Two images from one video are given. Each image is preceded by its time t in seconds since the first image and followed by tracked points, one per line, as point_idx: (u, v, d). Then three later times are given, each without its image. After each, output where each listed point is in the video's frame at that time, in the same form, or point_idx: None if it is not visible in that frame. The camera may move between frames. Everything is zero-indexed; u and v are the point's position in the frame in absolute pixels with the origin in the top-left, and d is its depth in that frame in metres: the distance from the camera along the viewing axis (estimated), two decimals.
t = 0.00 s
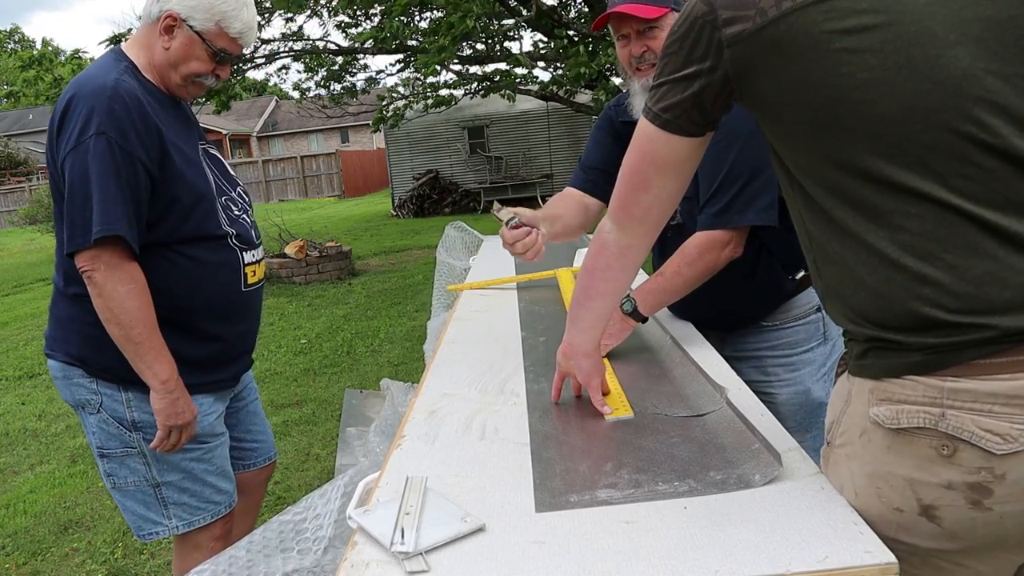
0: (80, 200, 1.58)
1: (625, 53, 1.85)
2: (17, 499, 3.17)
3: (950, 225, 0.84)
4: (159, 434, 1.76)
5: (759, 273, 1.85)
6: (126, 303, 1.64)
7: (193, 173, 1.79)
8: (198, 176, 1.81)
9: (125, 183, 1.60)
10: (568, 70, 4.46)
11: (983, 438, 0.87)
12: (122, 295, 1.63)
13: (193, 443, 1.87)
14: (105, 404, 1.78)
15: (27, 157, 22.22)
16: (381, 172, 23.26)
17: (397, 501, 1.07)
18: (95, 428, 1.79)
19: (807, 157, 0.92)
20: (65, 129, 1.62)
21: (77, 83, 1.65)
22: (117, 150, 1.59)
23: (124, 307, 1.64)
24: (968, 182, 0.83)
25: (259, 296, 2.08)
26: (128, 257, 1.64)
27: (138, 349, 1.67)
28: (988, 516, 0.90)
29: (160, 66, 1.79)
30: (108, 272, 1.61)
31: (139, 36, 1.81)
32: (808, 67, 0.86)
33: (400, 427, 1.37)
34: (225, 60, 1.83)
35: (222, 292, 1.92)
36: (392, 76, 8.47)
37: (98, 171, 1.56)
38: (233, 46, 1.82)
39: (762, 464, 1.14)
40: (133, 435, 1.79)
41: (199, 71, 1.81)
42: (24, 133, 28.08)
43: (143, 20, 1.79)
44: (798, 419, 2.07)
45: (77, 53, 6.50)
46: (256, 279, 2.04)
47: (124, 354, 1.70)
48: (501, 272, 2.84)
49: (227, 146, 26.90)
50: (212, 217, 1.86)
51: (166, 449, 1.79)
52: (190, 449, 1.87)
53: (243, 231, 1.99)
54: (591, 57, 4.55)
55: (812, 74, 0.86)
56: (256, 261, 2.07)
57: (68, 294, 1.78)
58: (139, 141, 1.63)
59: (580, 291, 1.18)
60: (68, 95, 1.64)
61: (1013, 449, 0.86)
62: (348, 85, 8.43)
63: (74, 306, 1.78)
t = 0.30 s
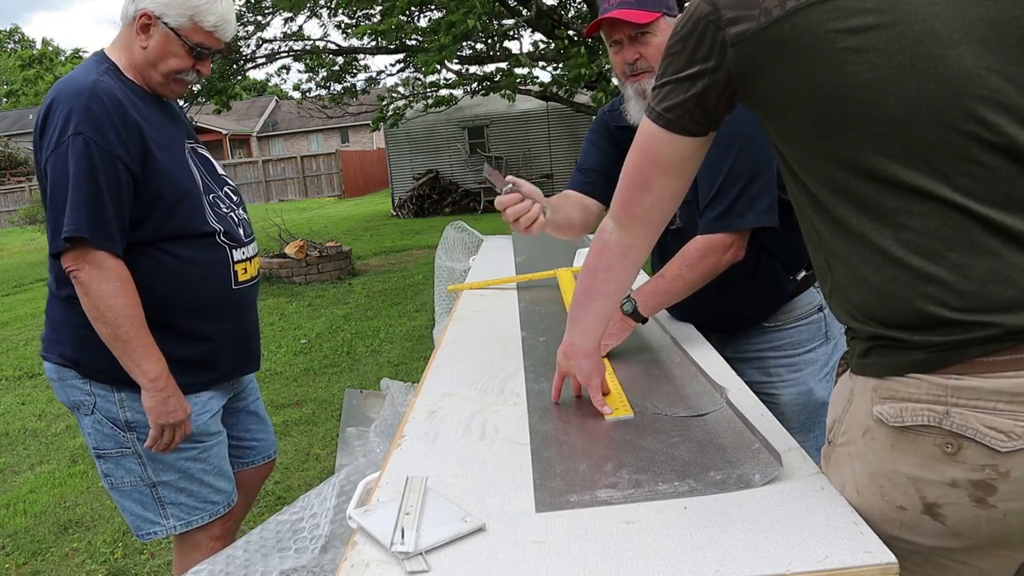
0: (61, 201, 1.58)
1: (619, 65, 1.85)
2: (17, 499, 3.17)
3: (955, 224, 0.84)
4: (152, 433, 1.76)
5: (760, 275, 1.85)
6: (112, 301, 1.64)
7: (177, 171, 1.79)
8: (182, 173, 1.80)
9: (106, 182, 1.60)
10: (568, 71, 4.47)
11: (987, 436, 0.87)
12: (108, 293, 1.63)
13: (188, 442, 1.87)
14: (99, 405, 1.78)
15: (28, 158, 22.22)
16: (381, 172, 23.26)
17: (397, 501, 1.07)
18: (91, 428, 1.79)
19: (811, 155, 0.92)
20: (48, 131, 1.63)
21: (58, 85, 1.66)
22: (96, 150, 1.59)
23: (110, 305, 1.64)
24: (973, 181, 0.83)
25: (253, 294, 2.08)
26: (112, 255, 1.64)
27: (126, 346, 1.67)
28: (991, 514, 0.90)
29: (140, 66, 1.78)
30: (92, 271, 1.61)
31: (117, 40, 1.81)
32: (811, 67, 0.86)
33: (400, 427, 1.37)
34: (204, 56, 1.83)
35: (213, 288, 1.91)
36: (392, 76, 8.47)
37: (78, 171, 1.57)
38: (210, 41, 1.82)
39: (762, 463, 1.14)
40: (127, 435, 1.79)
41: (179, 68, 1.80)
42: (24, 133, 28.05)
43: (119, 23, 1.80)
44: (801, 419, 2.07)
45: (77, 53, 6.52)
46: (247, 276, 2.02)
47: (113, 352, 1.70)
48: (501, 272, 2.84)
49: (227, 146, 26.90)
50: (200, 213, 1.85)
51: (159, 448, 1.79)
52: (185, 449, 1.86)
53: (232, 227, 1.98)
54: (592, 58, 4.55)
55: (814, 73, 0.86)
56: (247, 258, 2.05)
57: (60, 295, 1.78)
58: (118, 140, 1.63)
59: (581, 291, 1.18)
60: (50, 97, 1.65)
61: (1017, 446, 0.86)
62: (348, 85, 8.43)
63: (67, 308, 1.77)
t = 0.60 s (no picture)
0: (42, 203, 1.60)
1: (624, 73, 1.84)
2: (17, 499, 3.17)
3: (956, 222, 0.84)
4: (125, 433, 1.74)
5: (761, 277, 1.85)
6: (89, 300, 1.64)
7: (160, 169, 1.78)
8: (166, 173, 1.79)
9: (85, 183, 1.60)
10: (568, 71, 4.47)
11: (988, 435, 0.87)
12: (84, 292, 1.63)
13: (178, 438, 1.88)
14: (91, 400, 1.78)
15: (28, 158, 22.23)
16: (381, 172, 23.26)
17: (397, 501, 1.07)
18: (82, 424, 1.79)
19: (811, 154, 0.92)
20: (32, 134, 1.65)
21: (41, 89, 1.68)
22: (75, 151, 1.59)
23: (87, 304, 1.64)
24: (974, 180, 0.83)
25: (242, 287, 2.06)
26: (90, 254, 1.64)
27: (102, 346, 1.67)
28: (991, 513, 0.90)
29: (124, 64, 1.79)
30: (70, 270, 1.62)
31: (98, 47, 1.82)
32: (813, 66, 0.86)
33: (400, 427, 1.37)
34: (181, 35, 1.81)
35: (200, 284, 1.89)
36: (392, 76, 8.47)
37: (57, 173, 1.57)
38: (180, 20, 1.79)
39: (762, 463, 1.14)
40: (117, 431, 1.79)
41: (160, 55, 1.78)
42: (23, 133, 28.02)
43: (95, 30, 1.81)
44: (801, 420, 2.07)
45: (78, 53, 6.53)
46: (236, 272, 2.01)
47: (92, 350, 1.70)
48: (501, 273, 2.84)
49: (227, 146, 26.90)
50: (187, 211, 1.84)
51: (137, 449, 1.77)
52: (176, 444, 1.87)
53: (221, 224, 1.97)
54: (591, 58, 4.55)
55: (815, 73, 0.86)
56: (236, 255, 2.03)
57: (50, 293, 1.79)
58: (98, 141, 1.63)
59: (581, 291, 1.18)
60: (33, 102, 1.66)
61: (1018, 445, 0.86)
62: (349, 85, 8.44)
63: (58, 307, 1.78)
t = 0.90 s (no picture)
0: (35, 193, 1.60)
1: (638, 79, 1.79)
2: (17, 499, 3.17)
3: (956, 223, 0.84)
4: (113, 419, 1.74)
5: (767, 282, 1.87)
6: (80, 288, 1.64)
7: (153, 166, 1.79)
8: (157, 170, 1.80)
9: (80, 174, 1.60)
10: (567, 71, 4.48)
11: (987, 436, 0.87)
12: (76, 281, 1.63)
13: (163, 430, 1.86)
14: (78, 394, 1.78)
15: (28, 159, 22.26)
16: (381, 173, 23.27)
17: (398, 501, 1.08)
18: (72, 417, 1.80)
19: (810, 153, 0.92)
20: (28, 125, 1.65)
21: (40, 82, 1.68)
22: (71, 143, 1.60)
23: (78, 293, 1.64)
24: (973, 181, 0.83)
25: (224, 289, 2.06)
26: (82, 244, 1.64)
27: (93, 334, 1.67)
28: (991, 514, 0.90)
29: (117, 63, 1.80)
30: (62, 259, 1.62)
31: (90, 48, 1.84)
32: (811, 66, 0.86)
33: (400, 427, 1.37)
34: (170, 29, 1.82)
35: (185, 282, 1.89)
36: (392, 76, 8.47)
37: (52, 163, 1.57)
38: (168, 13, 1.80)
39: (762, 463, 1.14)
40: (104, 421, 1.80)
41: (151, 50, 1.80)
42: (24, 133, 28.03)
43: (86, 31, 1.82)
44: (804, 420, 2.07)
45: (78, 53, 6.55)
46: (220, 271, 2.01)
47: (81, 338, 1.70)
48: (501, 273, 2.84)
49: (227, 145, 26.88)
50: (177, 209, 1.85)
51: (126, 434, 1.78)
52: (163, 434, 1.86)
53: (208, 224, 1.97)
54: (591, 58, 4.55)
55: (813, 73, 0.86)
56: (221, 254, 2.03)
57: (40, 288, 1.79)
58: (95, 135, 1.64)
59: (580, 291, 1.18)
60: (31, 94, 1.67)
61: (1016, 446, 0.86)
62: (348, 85, 8.44)
63: (48, 303, 1.78)
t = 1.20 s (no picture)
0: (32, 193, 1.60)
1: (649, 84, 1.69)
2: (17, 499, 3.17)
3: (957, 223, 0.84)
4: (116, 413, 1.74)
5: (774, 288, 1.88)
6: (77, 287, 1.64)
7: (150, 172, 1.79)
8: (154, 176, 1.80)
9: (77, 177, 1.61)
10: (567, 72, 4.48)
11: (988, 436, 0.87)
12: (73, 280, 1.63)
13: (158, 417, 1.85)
14: (71, 390, 1.78)
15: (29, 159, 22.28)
16: (381, 173, 23.27)
17: (397, 501, 1.07)
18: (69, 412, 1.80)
19: (810, 153, 0.91)
20: (27, 125, 1.65)
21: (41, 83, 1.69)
22: (70, 145, 1.60)
23: (73, 292, 1.64)
24: (974, 181, 0.83)
25: (215, 294, 2.05)
26: (79, 245, 1.64)
27: (91, 332, 1.68)
28: (991, 514, 0.90)
29: (118, 67, 1.81)
30: (59, 258, 1.62)
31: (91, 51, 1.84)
32: (811, 66, 0.86)
33: (400, 427, 1.37)
34: (171, 33, 1.82)
35: (175, 287, 1.89)
36: (392, 76, 8.47)
37: (50, 164, 1.58)
38: (170, 17, 1.80)
39: (762, 464, 1.14)
40: (103, 414, 1.80)
41: (153, 55, 1.80)
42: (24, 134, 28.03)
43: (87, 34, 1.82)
44: (806, 419, 2.08)
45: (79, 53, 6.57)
46: (213, 278, 2.01)
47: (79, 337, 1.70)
48: (501, 273, 2.84)
49: (227, 145, 26.89)
50: (172, 215, 1.85)
51: (128, 427, 1.78)
52: (157, 422, 1.84)
53: (200, 231, 1.97)
54: (591, 59, 4.55)
55: (813, 72, 0.86)
56: (212, 261, 2.02)
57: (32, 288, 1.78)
58: (93, 138, 1.64)
59: (580, 291, 1.18)
60: (32, 95, 1.67)
61: (1017, 446, 0.86)
62: (348, 85, 8.44)
63: (41, 302, 1.77)
